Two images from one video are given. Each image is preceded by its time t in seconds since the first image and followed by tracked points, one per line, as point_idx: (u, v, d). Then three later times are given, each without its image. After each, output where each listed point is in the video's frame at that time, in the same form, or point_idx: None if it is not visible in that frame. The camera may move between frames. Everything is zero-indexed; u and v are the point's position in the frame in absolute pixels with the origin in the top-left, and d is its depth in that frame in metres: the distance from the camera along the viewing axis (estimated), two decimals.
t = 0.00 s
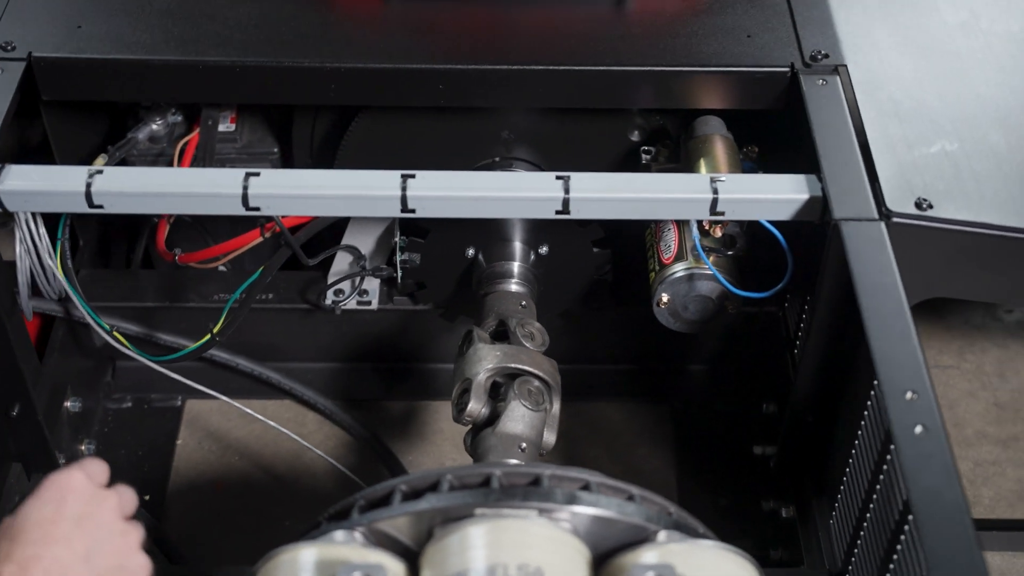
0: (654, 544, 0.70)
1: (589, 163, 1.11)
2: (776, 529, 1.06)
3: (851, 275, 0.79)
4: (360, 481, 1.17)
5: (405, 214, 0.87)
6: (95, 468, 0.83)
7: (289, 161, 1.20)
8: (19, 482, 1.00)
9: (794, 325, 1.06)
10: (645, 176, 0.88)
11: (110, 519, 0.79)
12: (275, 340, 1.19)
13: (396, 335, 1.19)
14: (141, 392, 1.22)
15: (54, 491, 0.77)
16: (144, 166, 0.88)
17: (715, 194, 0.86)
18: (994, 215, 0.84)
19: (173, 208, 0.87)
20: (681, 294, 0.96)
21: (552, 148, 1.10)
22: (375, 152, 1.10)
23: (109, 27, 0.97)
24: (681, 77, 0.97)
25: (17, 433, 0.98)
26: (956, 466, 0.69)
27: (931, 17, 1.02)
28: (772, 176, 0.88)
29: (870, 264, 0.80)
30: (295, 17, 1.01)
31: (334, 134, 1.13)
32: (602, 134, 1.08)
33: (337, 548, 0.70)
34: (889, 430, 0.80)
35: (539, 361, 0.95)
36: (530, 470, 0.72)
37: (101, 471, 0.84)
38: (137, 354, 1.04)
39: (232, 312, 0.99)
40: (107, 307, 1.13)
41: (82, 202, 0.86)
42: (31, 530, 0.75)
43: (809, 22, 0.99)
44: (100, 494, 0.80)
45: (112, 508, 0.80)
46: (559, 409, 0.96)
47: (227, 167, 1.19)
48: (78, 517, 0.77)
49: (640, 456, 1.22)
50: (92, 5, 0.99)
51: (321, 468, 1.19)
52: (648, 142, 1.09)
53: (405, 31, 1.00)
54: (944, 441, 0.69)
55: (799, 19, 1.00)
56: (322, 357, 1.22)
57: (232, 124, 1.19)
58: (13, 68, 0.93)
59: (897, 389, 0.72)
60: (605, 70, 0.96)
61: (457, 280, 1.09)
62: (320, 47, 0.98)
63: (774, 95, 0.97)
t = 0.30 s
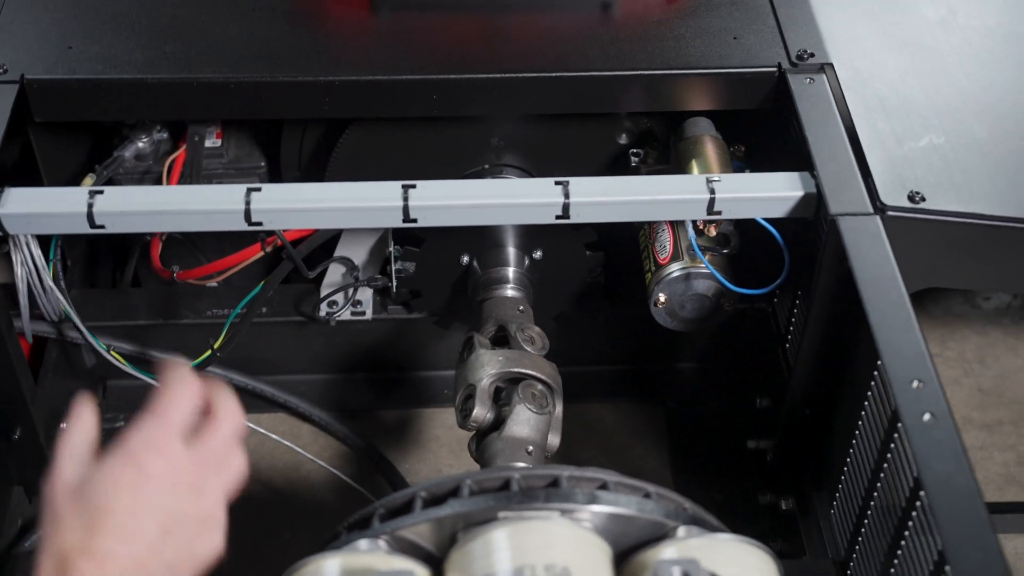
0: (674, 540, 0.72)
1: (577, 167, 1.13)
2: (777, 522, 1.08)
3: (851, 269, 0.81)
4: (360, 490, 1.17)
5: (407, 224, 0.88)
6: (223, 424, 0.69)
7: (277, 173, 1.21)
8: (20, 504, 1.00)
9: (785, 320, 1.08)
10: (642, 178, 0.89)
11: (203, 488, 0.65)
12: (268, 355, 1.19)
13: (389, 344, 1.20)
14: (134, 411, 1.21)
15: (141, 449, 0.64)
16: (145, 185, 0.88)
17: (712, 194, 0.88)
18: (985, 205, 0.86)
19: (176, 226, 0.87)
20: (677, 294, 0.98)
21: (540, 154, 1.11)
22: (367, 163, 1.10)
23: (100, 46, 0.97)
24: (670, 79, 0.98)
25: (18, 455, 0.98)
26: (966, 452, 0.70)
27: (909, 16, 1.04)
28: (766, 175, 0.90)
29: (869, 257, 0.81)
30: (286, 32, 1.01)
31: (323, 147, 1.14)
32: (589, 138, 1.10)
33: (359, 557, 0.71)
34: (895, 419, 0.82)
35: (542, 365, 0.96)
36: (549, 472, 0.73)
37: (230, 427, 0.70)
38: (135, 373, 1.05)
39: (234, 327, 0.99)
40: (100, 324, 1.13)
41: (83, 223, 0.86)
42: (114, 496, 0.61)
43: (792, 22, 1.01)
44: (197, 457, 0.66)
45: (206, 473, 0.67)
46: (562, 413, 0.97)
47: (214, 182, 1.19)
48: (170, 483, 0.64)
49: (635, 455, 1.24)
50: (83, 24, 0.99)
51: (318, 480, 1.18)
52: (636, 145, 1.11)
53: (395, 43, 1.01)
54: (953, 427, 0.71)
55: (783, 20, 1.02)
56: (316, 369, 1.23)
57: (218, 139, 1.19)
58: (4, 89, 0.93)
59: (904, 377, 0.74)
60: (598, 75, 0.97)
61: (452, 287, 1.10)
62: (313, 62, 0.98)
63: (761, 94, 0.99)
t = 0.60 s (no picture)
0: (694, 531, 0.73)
1: (567, 170, 1.14)
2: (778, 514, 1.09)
3: (852, 262, 0.83)
4: (363, 497, 1.18)
5: (411, 230, 0.89)
6: (200, 342, 0.79)
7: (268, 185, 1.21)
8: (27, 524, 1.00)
9: (777, 316, 1.10)
10: (641, 179, 0.91)
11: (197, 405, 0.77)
12: (266, 367, 1.20)
13: (386, 352, 1.20)
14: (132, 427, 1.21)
15: (137, 367, 0.77)
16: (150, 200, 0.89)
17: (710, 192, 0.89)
18: (976, 195, 0.88)
19: (183, 239, 0.88)
20: (676, 293, 1.00)
21: (532, 158, 1.13)
22: (362, 171, 1.12)
23: (95, 63, 0.98)
24: (662, 80, 0.99)
25: (24, 473, 0.98)
26: (974, 434, 0.72)
27: (890, 14, 1.07)
28: (761, 172, 0.92)
29: (868, 250, 0.83)
30: (280, 45, 1.02)
31: (316, 157, 1.15)
32: (581, 141, 1.11)
33: (385, 558, 0.72)
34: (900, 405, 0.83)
35: (546, 367, 0.97)
36: (568, 469, 0.74)
37: (206, 345, 0.80)
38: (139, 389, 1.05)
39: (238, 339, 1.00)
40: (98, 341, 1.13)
41: (90, 238, 0.87)
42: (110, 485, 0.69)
43: (777, 22, 1.04)
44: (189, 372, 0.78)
45: (197, 387, 0.78)
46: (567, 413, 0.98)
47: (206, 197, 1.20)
48: (169, 403, 0.75)
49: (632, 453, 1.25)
50: (77, 43, 1.00)
51: (320, 488, 1.19)
52: (626, 147, 1.12)
53: (389, 52, 1.02)
54: (960, 412, 0.73)
55: (770, 20, 1.04)
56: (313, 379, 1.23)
57: (209, 154, 1.19)
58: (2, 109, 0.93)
59: (910, 363, 0.76)
60: (591, 79, 0.99)
61: (450, 293, 1.11)
62: (310, 73, 0.99)
63: (749, 94, 1.01)
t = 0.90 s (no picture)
0: (711, 517, 0.75)
1: (560, 173, 1.16)
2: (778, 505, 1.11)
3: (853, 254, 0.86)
4: (365, 503, 1.19)
5: (417, 234, 0.91)
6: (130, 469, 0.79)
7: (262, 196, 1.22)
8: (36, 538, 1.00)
9: (768, 311, 1.11)
10: (639, 179, 0.94)
11: (134, 484, 0.79)
12: (264, 378, 1.20)
13: (383, 359, 1.21)
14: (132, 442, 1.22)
15: (75, 463, 0.79)
16: (157, 211, 0.90)
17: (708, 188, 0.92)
18: (963, 184, 0.92)
19: (192, 249, 0.89)
20: (674, 290, 1.01)
21: (525, 164, 1.14)
22: (358, 180, 1.13)
23: (94, 80, 0.99)
24: (654, 82, 1.02)
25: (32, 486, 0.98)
26: (979, 414, 0.75)
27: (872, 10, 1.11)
28: (755, 168, 0.95)
29: (867, 242, 0.87)
30: (277, 57, 1.03)
31: (310, 169, 1.16)
32: (572, 145, 1.13)
33: (408, 555, 0.73)
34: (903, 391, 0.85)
35: (549, 366, 0.99)
36: (585, 461, 0.75)
37: (138, 468, 0.80)
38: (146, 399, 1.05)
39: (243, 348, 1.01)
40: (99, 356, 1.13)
41: (98, 251, 0.88)
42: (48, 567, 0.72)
43: (764, 23, 1.07)
44: (130, 486, 0.78)
45: (130, 502, 0.78)
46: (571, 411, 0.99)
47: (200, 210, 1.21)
48: (94, 512, 0.75)
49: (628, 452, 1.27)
50: (75, 60, 1.01)
51: (322, 496, 1.19)
52: (617, 150, 1.14)
53: (383, 60, 1.04)
54: (965, 394, 0.75)
55: (758, 21, 1.07)
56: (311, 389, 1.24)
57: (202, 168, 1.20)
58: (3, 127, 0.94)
59: (914, 348, 0.79)
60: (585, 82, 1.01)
61: (448, 298, 1.12)
62: (307, 84, 1.01)
63: (740, 93, 1.04)
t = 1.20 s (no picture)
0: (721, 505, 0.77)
1: (550, 176, 1.18)
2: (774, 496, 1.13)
3: (847, 246, 0.89)
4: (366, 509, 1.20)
5: (420, 238, 0.93)
6: None
7: (255, 207, 1.24)
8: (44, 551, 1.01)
9: (759, 307, 1.13)
10: (635, 179, 0.96)
11: None
12: (263, 388, 1.21)
13: (380, 365, 1.23)
14: (132, 454, 1.22)
15: None
16: (163, 222, 0.91)
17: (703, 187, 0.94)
18: (949, 176, 0.95)
19: (198, 258, 0.90)
20: (670, 288, 1.03)
21: (516, 168, 1.16)
22: (352, 187, 1.14)
23: (91, 93, 1.00)
24: (646, 84, 1.04)
25: (40, 499, 0.99)
26: (977, 397, 0.78)
27: (855, 15, 1.14)
28: (747, 167, 0.97)
29: (860, 235, 0.89)
30: (271, 68, 1.05)
31: (303, 178, 1.18)
32: (563, 148, 1.15)
33: (428, 550, 0.74)
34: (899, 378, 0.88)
35: (550, 365, 1.00)
36: (597, 453, 0.77)
37: None
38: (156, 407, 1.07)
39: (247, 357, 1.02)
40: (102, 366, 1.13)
41: (104, 262, 0.89)
42: None
43: (749, 25, 1.10)
44: None
45: None
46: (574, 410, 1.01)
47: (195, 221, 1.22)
48: None
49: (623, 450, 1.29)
50: (72, 75, 1.01)
51: (323, 501, 1.21)
52: (607, 152, 1.16)
53: (375, 69, 1.05)
54: (963, 377, 0.78)
55: (745, 23, 1.10)
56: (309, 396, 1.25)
57: (196, 181, 1.21)
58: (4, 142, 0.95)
59: (911, 335, 0.81)
60: (577, 85, 1.03)
61: (445, 302, 1.14)
62: (302, 93, 1.02)
63: (728, 92, 1.07)
